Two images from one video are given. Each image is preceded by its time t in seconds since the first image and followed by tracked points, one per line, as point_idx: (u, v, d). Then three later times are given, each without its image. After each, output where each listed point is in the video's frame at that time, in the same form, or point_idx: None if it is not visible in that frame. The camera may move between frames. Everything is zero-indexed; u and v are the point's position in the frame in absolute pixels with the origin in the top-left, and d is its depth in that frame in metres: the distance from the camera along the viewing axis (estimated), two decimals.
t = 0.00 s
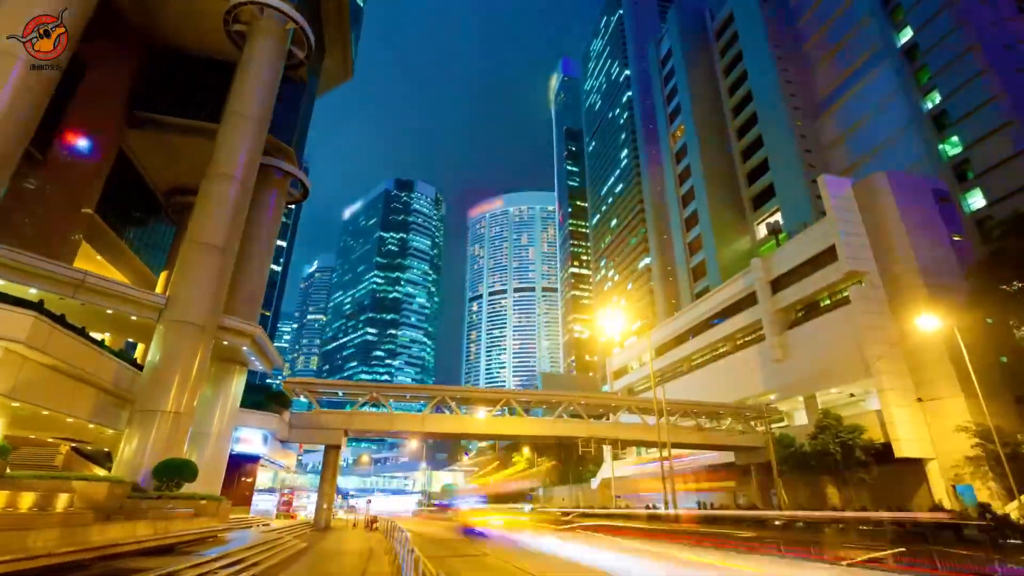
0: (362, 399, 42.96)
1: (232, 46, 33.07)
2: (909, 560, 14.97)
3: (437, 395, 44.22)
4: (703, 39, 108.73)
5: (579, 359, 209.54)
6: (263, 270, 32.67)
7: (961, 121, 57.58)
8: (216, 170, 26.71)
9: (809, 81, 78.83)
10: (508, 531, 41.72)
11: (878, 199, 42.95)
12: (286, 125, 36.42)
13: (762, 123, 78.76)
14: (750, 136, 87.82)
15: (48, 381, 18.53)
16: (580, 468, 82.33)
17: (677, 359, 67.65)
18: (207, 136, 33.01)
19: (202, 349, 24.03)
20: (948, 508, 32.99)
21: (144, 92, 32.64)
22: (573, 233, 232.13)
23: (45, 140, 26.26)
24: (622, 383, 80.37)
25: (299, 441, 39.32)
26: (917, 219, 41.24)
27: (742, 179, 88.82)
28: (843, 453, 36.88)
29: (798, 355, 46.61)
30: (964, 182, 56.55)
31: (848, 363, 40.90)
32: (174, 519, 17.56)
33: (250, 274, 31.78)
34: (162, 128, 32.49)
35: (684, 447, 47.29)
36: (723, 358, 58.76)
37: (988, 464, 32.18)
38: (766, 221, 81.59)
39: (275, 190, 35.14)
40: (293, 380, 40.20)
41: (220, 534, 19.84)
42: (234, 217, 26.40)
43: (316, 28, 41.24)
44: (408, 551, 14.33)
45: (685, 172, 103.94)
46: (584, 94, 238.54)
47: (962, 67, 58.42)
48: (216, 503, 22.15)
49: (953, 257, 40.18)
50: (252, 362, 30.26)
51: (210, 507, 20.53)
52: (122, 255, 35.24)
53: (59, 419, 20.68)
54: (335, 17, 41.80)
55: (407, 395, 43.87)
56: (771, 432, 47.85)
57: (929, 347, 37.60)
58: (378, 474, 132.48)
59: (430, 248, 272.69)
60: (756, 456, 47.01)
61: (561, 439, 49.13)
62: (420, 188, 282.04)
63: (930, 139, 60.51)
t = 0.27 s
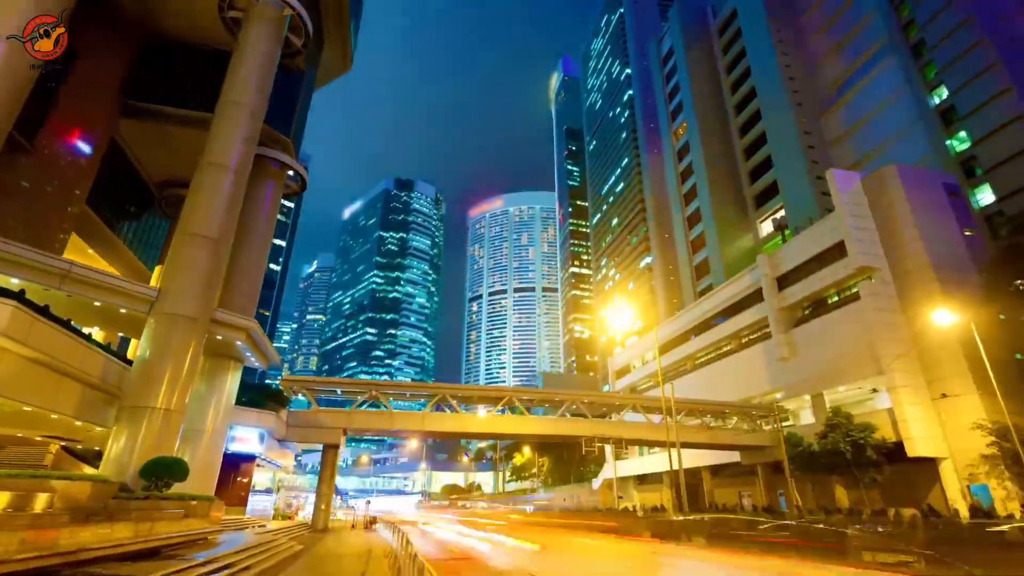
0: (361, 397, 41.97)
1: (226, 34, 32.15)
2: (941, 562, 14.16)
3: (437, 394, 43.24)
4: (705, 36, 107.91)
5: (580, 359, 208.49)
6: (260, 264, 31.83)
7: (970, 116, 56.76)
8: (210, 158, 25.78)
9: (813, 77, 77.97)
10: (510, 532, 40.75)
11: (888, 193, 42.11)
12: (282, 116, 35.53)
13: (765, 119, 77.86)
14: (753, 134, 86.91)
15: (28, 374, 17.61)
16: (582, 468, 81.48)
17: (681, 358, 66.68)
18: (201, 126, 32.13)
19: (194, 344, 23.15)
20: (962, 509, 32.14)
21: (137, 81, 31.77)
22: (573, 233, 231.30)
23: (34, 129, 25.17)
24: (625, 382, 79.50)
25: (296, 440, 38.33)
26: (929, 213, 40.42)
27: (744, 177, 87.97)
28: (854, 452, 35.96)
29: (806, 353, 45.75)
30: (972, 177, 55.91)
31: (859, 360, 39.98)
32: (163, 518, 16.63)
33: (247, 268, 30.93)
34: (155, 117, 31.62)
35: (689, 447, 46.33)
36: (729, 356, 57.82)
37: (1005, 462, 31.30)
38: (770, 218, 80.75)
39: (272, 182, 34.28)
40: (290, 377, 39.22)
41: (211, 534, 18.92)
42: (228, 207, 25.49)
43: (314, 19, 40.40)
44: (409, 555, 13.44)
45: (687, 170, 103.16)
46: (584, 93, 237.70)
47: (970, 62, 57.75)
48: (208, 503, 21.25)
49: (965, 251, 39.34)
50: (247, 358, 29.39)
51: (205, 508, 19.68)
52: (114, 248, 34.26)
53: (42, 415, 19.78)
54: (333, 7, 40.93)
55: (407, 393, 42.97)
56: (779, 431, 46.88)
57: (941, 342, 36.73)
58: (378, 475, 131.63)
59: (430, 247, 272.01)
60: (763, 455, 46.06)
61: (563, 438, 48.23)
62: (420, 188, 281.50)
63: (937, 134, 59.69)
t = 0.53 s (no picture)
0: (360, 396, 40.95)
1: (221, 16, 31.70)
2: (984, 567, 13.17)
3: (438, 392, 42.22)
4: (707, 33, 107.04)
5: (581, 359, 207.48)
6: (256, 256, 30.98)
7: (979, 111, 55.95)
8: (203, 145, 24.88)
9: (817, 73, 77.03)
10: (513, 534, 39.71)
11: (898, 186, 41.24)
12: (279, 105, 34.57)
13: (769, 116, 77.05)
14: (756, 131, 85.96)
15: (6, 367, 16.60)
16: (584, 469, 80.49)
17: (684, 356, 65.85)
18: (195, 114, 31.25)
19: (186, 336, 22.24)
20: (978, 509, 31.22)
21: (129, 68, 30.91)
22: (574, 233, 230.20)
23: (20, 116, 24.13)
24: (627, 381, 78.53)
25: (293, 439, 37.34)
26: (940, 207, 39.52)
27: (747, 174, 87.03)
28: (866, 451, 34.98)
29: (814, 350, 44.83)
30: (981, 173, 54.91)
31: (869, 357, 39.04)
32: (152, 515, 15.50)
33: (242, 261, 30.03)
34: (148, 105, 30.76)
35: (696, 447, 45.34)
36: (733, 355, 57.00)
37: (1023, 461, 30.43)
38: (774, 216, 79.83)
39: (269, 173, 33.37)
40: (287, 374, 38.25)
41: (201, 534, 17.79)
42: (221, 196, 24.56)
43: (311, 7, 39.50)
44: (410, 559, 12.45)
45: (689, 168, 102.27)
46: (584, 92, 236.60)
47: (979, 56, 56.96)
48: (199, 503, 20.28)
49: (978, 246, 38.42)
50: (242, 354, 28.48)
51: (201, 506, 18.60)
52: (107, 241, 33.36)
53: (23, 410, 18.79)
54: None
55: (407, 391, 41.98)
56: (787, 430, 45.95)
57: (956, 339, 35.80)
58: (377, 476, 130.58)
59: (430, 247, 271.09)
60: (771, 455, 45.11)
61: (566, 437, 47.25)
62: (420, 187, 280.75)
63: (945, 129, 58.82)
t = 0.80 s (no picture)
0: (359, 394, 40.11)
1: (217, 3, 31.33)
2: None
3: (439, 390, 41.37)
4: (709, 30, 106.23)
5: (581, 359, 206.69)
6: (252, 249, 30.17)
7: (986, 106, 55.23)
8: (196, 132, 24.03)
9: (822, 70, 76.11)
10: (515, 535, 38.90)
11: (908, 181, 40.42)
12: (276, 95, 33.71)
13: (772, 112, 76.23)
14: (759, 128, 85.21)
15: None
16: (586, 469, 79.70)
17: (687, 355, 65.08)
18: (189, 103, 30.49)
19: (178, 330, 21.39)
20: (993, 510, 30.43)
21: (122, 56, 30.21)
22: (574, 233, 229.34)
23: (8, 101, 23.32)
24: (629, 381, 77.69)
25: (290, 438, 36.45)
26: (952, 202, 38.66)
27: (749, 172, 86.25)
28: (877, 450, 34.15)
29: (821, 348, 44.05)
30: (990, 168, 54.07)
31: (879, 354, 38.23)
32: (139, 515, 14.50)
33: (238, 253, 29.20)
34: (141, 93, 29.92)
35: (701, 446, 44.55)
36: (738, 353, 56.27)
37: None
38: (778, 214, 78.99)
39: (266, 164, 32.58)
40: (285, 372, 37.41)
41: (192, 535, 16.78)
42: (215, 184, 23.71)
43: None
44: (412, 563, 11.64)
45: (691, 166, 101.56)
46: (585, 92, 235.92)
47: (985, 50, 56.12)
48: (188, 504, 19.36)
49: (991, 241, 37.54)
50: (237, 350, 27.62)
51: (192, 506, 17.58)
52: (99, 234, 32.55)
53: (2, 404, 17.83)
54: None
55: (408, 389, 41.15)
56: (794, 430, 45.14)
57: (970, 335, 34.96)
58: (377, 476, 129.80)
59: (430, 247, 270.35)
60: (777, 455, 44.29)
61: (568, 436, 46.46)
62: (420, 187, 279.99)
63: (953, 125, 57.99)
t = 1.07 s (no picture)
0: (358, 392, 39.23)
1: None
2: None
3: (439, 388, 40.46)
4: (711, 27, 105.29)
5: (582, 359, 205.78)
6: (248, 241, 29.27)
7: (994, 102, 55.69)
8: (189, 118, 23.13)
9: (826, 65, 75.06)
10: (518, 536, 38.00)
11: (919, 173, 39.49)
12: (273, 84, 32.82)
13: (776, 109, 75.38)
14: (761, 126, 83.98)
15: None
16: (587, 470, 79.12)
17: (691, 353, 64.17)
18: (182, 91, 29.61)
19: (167, 322, 20.43)
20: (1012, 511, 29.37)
21: (114, 43, 29.43)
22: (574, 232, 228.59)
23: None
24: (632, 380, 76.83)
25: (287, 436, 35.54)
26: (965, 195, 37.76)
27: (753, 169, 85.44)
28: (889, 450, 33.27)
29: (831, 345, 43.23)
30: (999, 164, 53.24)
31: (890, 351, 37.38)
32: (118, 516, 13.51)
33: (232, 245, 28.32)
34: (133, 80, 29.01)
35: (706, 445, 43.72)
36: (743, 351, 55.39)
37: None
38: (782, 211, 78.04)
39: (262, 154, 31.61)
40: (282, 369, 36.51)
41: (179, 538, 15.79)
42: (208, 172, 22.82)
43: None
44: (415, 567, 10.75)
45: (693, 163, 100.69)
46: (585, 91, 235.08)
47: (994, 46, 56.52)
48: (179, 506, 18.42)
49: (1005, 235, 36.70)
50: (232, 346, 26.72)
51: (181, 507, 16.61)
52: (89, 226, 31.68)
53: None
54: None
55: (408, 387, 40.22)
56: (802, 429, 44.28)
57: (985, 332, 34.06)
58: (376, 476, 128.93)
59: (430, 246, 269.64)
60: (784, 454, 43.46)
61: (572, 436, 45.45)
62: (420, 187, 279.90)
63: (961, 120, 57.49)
